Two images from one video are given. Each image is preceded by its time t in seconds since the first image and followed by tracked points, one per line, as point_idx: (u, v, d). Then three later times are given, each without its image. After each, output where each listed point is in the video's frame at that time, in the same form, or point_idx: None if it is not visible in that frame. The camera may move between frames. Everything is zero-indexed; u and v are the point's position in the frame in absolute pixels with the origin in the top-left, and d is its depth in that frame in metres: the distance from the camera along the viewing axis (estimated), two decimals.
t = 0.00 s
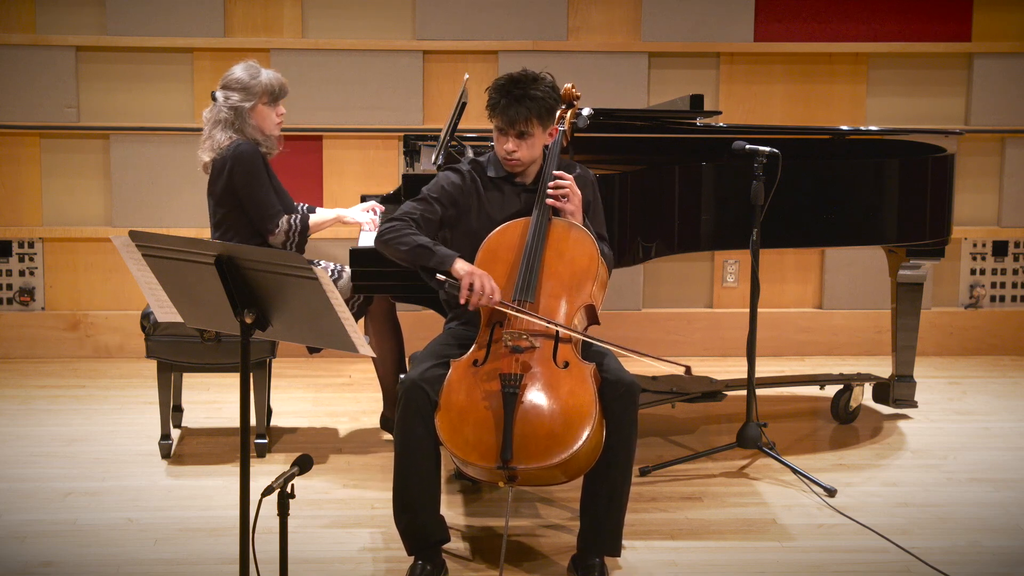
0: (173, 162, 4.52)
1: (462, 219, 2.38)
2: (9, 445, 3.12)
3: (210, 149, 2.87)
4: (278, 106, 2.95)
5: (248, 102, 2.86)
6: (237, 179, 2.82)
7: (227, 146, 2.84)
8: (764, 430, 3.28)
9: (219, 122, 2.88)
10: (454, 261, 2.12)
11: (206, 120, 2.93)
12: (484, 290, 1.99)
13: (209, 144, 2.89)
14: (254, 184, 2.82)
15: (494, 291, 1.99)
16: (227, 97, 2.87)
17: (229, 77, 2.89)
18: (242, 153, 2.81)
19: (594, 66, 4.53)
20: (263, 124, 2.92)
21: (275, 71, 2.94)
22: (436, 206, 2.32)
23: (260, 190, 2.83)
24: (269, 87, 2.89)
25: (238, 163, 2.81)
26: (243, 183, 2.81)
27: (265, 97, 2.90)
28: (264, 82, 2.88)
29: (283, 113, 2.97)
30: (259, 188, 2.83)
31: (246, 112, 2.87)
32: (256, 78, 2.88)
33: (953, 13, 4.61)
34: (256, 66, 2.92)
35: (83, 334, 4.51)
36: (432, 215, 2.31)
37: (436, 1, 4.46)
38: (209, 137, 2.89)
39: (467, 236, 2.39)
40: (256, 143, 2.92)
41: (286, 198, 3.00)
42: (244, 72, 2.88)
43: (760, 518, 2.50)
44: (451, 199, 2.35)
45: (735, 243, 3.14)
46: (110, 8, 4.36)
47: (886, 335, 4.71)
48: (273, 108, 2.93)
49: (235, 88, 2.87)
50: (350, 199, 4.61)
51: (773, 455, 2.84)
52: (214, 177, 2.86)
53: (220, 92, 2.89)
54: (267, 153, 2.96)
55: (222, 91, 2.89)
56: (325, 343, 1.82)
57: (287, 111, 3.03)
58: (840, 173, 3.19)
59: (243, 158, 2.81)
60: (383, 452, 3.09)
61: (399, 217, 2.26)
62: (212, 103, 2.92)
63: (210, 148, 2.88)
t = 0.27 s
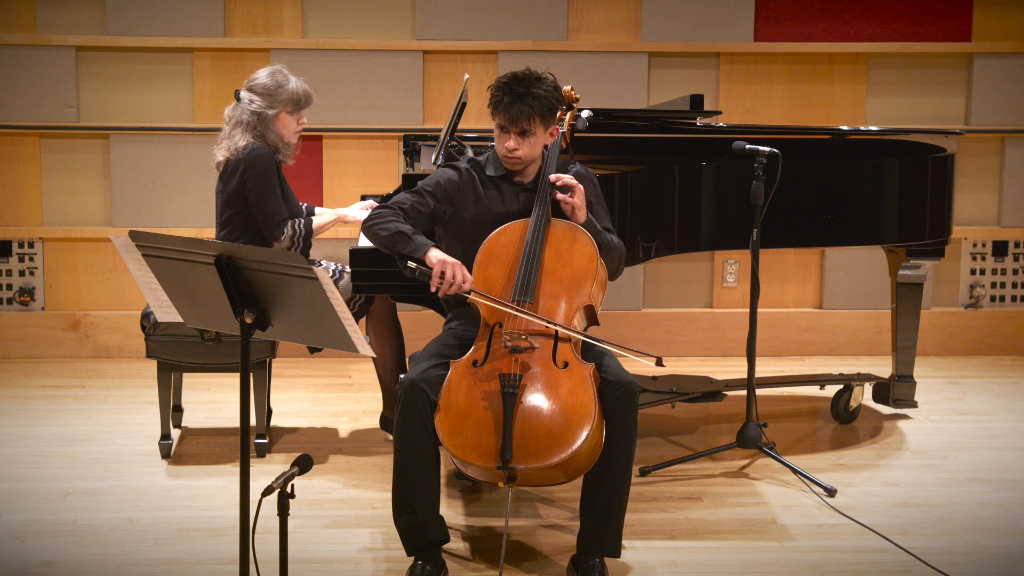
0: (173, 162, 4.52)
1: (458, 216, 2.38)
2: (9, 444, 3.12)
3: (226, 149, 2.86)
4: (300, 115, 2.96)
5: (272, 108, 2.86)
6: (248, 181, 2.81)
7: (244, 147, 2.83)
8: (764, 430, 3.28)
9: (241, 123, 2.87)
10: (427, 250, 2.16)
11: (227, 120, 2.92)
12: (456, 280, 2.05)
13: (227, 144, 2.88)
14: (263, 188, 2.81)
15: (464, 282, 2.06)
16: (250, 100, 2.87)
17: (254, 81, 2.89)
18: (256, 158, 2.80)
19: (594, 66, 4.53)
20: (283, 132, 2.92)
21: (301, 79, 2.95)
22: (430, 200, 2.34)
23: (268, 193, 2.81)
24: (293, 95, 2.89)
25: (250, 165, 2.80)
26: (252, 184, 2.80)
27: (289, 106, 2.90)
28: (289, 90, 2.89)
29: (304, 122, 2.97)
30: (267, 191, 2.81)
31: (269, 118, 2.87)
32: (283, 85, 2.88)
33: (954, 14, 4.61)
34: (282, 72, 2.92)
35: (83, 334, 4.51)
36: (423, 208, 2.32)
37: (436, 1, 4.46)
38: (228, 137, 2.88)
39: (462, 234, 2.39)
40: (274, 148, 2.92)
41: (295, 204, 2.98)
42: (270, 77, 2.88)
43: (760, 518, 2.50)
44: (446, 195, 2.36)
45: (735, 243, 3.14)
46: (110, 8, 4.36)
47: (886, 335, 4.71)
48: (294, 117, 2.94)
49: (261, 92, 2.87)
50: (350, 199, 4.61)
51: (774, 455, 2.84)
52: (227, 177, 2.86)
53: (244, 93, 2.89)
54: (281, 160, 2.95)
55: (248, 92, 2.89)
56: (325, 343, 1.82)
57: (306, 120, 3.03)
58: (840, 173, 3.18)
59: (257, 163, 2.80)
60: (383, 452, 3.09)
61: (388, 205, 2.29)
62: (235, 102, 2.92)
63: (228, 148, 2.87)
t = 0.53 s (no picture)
0: (173, 162, 4.52)
1: (456, 214, 2.38)
2: (9, 445, 3.12)
3: (224, 153, 2.86)
4: (296, 115, 2.94)
5: (267, 110, 2.84)
6: (246, 184, 2.81)
7: (242, 151, 2.82)
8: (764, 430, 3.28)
9: (237, 127, 2.85)
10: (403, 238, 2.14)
11: (222, 122, 2.90)
12: (426, 270, 2.01)
13: (224, 147, 2.87)
14: (261, 190, 2.81)
15: (435, 272, 2.02)
16: (245, 102, 2.85)
17: (249, 82, 2.86)
18: (254, 161, 2.80)
19: (594, 66, 4.53)
20: (280, 133, 2.91)
21: (295, 79, 2.93)
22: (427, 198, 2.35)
23: (266, 196, 2.81)
24: (288, 96, 2.87)
25: (247, 168, 2.80)
26: (250, 187, 2.81)
27: (284, 107, 2.88)
28: (284, 91, 2.86)
29: (299, 121, 2.95)
30: (266, 194, 2.82)
31: (265, 120, 2.85)
32: (277, 86, 2.86)
33: (954, 13, 4.61)
34: (276, 71, 2.89)
35: (83, 334, 4.51)
36: (416, 202, 2.34)
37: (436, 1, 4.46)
38: (225, 140, 2.86)
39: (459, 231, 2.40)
40: (271, 150, 2.90)
41: (294, 206, 2.99)
42: (264, 79, 2.86)
43: (760, 518, 2.50)
44: (444, 193, 2.37)
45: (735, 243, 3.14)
46: (110, 8, 4.36)
47: (887, 335, 4.71)
48: (290, 117, 2.92)
49: (255, 94, 2.85)
50: (350, 199, 4.61)
51: (774, 455, 2.84)
52: (224, 180, 2.86)
53: (239, 95, 2.87)
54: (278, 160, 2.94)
55: (241, 95, 2.87)
56: (325, 343, 1.82)
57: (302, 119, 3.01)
58: (840, 173, 3.18)
59: (254, 166, 2.80)
60: (383, 453, 3.09)
61: (381, 196, 2.32)
62: (230, 105, 2.90)
63: (225, 152, 2.86)
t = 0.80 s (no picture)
0: (173, 162, 4.52)
1: (451, 212, 2.38)
2: (9, 445, 3.12)
3: (212, 155, 2.86)
4: (279, 110, 2.93)
5: (249, 107, 2.84)
6: (236, 185, 2.81)
7: (230, 151, 2.82)
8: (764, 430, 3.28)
9: (221, 128, 2.85)
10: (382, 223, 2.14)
11: (206, 126, 2.90)
12: (404, 255, 2.01)
13: (212, 151, 2.87)
14: (253, 190, 2.81)
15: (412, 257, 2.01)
16: (227, 102, 2.85)
17: (228, 82, 2.86)
18: (243, 161, 2.80)
19: (594, 67, 4.53)
20: (265, 129, 2.91)
21: (273, 73, 2.92)
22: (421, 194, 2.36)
23: (258, 195, 2.82)
24: (269, 91, 2.87)
25: (237, 169, 2.80)
26: (241, 187, 2.81)
27: (266, 103, 2.88)
28: (264, 87, 2.86)
29: (283, 116, 2.95)
30: (257, 193, 2.82)
31: (248, 118, 2.85)
32: (257, 83, 2.85)
33: (954, 13, 4.61)
34: (255, 69, 2.89)
35: (83, 334, 4.51)
36: (410, 197, 2.35)
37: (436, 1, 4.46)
38: (212, 143, 2.86)
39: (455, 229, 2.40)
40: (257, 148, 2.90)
41: (287, 204, 2.99)
42: (243, 76, 2.85)
43: (760, 518, 2.50)
44: (438, 190, 2.37)
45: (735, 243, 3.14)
46: (111, 8, 4.36)
47: (887, 335, 4.71)
48: (273, 112, 2.91)
49: (235, 93, 2.85)
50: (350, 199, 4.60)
51: (774, 455, 2.84)
52: (215, 183, 2.86)
53: (220, 96, 2.87)
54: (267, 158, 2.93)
55: (222, 95, 2.87)
56: (325, 343, 1.82)
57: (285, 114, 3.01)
58: (840, 174, 3.18)
59: (243, 167, 2.80)
60: (383, 453, 3.09)
61: (374, 187, 2.33)
62: (212, 108, 2.89)
63: (213, 155, 2.86)
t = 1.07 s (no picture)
0: (173, 161, 4.52)
1: (444, 211, 2.38)
2: (9, 445, 3.12)
3: (208, 152, 2.86)
4: (273, 105, 2.94)
5: (243, 103, 2.84)
6: (233, 180, 2.81)
7: (227, 148, 2.83)
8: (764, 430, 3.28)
9: (217, 125, 2.86)
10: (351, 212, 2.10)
11: (202, 125, 2.91)
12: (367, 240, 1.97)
13: (209, 148, 2.87)
14: (249, 186, 2.80)
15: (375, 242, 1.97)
16: (222, 99, 2.86)
17: (223, 79, 2.87)
18: (238, 156, 2.80)
19: (594, 67, 4.53)
20: (260, 124, 2.91)
21: (267, 69, 2.92)
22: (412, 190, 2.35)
23: (254, 190, 2.81)
24: (262, 86, 2.87)
25: (233, 165, 2.80)
26: (237, 182, 2.81)
27: (260, 97, 2.88)
28: (257, 82, 2.86)
29: (278, 111, 2.95)
30: (253, 188, 2.81)
31: (243, 113, 2.85)
32: (251, 78, 2.86)
33: (953, 13, 4.61)
34: (248, 65, 2.90)
35: (84, 334, 4.51)
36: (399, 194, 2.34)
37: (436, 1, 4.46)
38: (208, 140, 2.87)
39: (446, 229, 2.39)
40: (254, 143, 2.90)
41: (285, 201, 2.98)
42: (237, 72, 2.86)
43: (761, 518, 2.50)
44: (429, 189, 2.37)
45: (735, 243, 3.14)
46: (111, 8, 4.37)
47: (887, 335, 4.71)
48: (268, 107, 2.92)
49: (230, 89, 2.86)
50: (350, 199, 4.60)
51: (774, 455, 2.84)
52: (213, 180, 2.86)
53: (214, 94, 2.87)
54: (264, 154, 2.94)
55: (217, 93, 2.87)
56: (325, 343, 1.82)
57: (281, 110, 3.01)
58: (840, 174, 3.19)
59: (239, 162, 2.80)
60: (383, 452, 3.09)
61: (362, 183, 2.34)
62: (207, 106, 2.90)
63: (210, 152, 2.86)
